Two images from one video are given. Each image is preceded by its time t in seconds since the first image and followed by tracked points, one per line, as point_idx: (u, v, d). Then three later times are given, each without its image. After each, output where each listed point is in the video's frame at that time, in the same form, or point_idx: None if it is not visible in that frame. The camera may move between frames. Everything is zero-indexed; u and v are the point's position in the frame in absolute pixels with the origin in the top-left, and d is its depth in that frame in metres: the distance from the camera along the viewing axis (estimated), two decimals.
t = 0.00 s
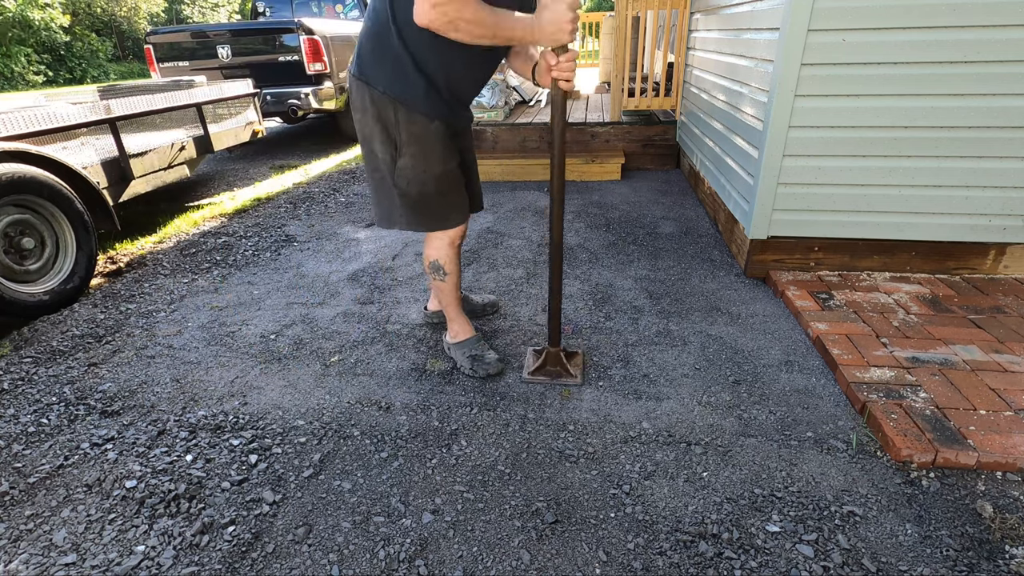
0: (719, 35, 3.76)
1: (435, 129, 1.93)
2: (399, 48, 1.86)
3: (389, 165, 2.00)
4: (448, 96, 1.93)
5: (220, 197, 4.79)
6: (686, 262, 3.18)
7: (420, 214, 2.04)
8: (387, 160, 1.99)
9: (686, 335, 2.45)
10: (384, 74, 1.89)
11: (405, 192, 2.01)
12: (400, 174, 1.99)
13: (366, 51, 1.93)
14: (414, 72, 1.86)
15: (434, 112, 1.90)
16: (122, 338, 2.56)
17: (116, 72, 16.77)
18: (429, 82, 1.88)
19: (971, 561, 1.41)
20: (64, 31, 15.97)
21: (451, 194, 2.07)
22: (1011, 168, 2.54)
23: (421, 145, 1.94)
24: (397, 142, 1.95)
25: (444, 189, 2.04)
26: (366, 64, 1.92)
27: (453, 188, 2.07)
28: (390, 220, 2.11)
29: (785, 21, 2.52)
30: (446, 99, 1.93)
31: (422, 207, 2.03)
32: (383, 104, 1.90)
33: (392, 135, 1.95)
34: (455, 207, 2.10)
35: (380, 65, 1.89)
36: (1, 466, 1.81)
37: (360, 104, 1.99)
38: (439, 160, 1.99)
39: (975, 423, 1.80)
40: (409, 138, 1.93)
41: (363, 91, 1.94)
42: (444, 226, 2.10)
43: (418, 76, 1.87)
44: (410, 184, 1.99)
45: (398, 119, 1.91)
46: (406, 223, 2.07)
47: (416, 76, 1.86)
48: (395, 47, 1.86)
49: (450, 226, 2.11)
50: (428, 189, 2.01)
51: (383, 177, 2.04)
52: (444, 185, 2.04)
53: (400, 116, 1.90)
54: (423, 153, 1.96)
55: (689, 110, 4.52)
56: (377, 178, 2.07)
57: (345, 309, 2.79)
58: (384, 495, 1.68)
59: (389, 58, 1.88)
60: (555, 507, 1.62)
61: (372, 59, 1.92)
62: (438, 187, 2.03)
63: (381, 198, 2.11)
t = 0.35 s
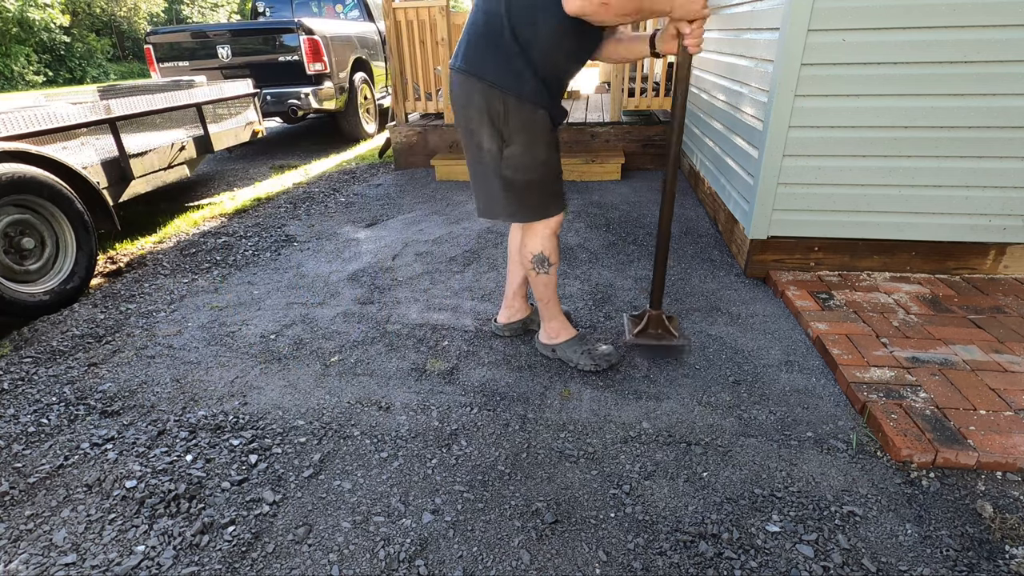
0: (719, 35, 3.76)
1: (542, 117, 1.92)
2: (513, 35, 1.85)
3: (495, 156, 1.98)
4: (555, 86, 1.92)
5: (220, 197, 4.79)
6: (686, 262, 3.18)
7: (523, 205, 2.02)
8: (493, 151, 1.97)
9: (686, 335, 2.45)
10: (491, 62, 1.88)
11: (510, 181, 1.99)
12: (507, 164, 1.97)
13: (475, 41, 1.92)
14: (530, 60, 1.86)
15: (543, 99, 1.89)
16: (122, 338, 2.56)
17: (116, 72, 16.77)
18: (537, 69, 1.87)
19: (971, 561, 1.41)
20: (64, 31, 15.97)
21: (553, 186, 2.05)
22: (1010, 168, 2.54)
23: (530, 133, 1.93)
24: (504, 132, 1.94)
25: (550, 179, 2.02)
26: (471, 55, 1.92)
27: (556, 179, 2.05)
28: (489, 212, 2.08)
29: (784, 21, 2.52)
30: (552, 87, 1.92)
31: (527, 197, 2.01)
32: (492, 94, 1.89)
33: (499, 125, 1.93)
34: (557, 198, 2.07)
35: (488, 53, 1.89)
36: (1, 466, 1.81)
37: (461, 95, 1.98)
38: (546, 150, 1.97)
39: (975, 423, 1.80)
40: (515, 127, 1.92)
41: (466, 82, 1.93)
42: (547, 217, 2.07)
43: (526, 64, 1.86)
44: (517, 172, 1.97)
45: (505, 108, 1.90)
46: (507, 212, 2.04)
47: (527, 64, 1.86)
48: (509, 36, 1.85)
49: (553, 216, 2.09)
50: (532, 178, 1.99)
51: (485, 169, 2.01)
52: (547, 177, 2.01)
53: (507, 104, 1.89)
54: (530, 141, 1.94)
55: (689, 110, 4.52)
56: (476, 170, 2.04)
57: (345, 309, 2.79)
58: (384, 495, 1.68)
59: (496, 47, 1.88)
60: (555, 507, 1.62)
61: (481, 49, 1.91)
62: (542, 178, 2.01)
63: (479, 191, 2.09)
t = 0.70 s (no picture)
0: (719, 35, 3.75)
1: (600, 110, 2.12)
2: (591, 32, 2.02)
3: (558, 143, 2.08)
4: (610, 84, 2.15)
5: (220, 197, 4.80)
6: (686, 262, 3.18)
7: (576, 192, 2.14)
8: (556, 137, 2.07)
9: (686, 335, 2.45)
10: (568, 54, 2.00)
11: (568, 167, 2.11)
12: (568, 151, 2.10)
13: (547, 34, 2.01)
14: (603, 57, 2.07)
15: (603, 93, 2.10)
16: (122, 338, 2.56)
17: (116, 72, 16.77)
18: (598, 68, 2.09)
19: (971, 561, 1.41)
20: (64, 31, 15.97)
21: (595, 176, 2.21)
22: (1011, 168, 2.54)
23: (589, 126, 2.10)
24: (569, 121, 2.07)
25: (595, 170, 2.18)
26: (545, 47, 2.00)
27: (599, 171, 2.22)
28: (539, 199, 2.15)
29: (784, 21, 2.52)
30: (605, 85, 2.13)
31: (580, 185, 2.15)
32: (561, 82, 2.01)
33: (565, 114, 2.05)
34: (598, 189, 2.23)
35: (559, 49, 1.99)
36: (2, 466, 1.81)
37: (525, 85, 2.03)
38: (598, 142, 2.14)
39: (975, 422, 1.80)
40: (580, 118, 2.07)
41: (535, 71, 2.01)
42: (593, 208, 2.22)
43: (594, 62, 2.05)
44: (578, 160, 2.12)
45: (574, 98, 2.03)
46: (562, 199, 2.14)
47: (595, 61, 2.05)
48: (586, 33, 2.02)
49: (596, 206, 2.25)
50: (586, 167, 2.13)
51: (544, 154, 2.09)
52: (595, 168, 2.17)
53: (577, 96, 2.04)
54: (591, 131, 2.11)
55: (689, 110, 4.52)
56: (531, 156, 2.11)
57: (345, 309, 2.79)
58: (384, 495, 1.68)
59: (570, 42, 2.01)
60: (555, 507, 1.62)
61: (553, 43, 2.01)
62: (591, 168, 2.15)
63: (530, 177, 2.15)
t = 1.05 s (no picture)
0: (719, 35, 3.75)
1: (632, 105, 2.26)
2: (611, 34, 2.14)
3: (594, 139, 2.22)
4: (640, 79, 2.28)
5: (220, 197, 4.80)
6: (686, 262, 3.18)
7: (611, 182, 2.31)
8: (592, 135, 2.21)
9: (685, 335, 2.45)
10: (596, 60, 2.13)
11: (603, 161, 2.26)
12: (605, 146, 2.24)
13: (575, 42, 2.15)
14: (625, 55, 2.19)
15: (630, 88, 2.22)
16: (122, 338, 2.56)
17: (116, 72, 16.77)
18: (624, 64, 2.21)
19: (971, 561, 1.41)
20: (64, 31, 15.97)
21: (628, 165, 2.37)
22: (1011, 168, 2.54)
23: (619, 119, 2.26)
24: (602, 118, 2.21)
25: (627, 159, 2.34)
26: (572, 54, 2.14)
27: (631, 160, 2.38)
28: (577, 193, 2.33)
29: (784, 20, 2.51)
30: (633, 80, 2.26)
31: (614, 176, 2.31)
32: (593, 85, 2.14)
33: (597, 112, 2.19)
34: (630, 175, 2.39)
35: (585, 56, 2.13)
36: (1, 466, 1.81)
37: (559, 89, 2.17)
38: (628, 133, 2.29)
39: (975, 423, 1.80)
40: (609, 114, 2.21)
41: (566, 76, 2.14)
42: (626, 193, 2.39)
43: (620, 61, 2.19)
44: (614, 152, 2.26)
45: (606, 98, 2.17)
46: (601, 190, 2.31)
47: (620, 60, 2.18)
48: (609, 34, 2.14)
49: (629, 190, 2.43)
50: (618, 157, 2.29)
51: (580, 151, 2.24)
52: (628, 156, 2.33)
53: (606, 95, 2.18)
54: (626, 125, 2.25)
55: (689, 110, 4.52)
56: (567, 153, 2.26)
57: (345, 309, 2.79)
58: (384, 495, 1.68)
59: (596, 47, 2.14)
60: (556, 507, 1.62)
61: (577, 50, 2.15)
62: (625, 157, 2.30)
63: (566, 173, 2.32)
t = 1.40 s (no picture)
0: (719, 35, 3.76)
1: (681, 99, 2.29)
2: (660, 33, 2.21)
3: (638, 130, 2.33)
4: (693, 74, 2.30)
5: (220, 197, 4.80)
6: (686, 262, 3.18)
7: (664, 172, 2.38)
8: (636, 125, 2.32)
9: (685, 335, 2.45)
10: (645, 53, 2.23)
11: (648, 151, 2.35)
12: (649, 137, 2.33)
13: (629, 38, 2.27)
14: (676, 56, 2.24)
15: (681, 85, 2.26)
16: (122, 338, 2.56)
17: (117, 72, 16.78)
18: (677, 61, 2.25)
19: (971, 561, 1.41)
20: (64, 31, 15.99)
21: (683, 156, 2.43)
22: (1010, 168, 2.54)
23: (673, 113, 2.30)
24: (650, 111, 2.29)
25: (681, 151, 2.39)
26: (625, 53, 2.26)
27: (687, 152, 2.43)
28: (626, 177, 2.44)
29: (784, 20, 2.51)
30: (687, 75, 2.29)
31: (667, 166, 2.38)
32: (641, 78, 2.25)
33: (645, 106, 2.28)
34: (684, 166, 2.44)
35: (637, 52, 2.24)
36: (1, 466, 1.81)
37: (612, 83, 2.33)
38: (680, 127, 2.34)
39: (975, 423, 1.80)
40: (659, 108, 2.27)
41: (615, 72, 2.30)
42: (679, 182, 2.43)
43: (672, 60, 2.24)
44: (657, 144, 2.33)
45: (652, 91, 2.26)
46: (646, 178, 2.40)
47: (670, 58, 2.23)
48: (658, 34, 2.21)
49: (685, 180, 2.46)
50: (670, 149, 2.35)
51: (627, 141, 2.37)
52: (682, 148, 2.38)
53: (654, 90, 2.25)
54: (671, 119, 2.30)
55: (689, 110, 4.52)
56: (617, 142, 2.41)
57: (345, 309, 2.79)
58: (384, 495, 1.68)
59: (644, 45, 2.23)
60: (556, 507, 1.62)
61: (632, 49, 2.26)
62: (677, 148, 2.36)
63: (618, 161, 2.46)
